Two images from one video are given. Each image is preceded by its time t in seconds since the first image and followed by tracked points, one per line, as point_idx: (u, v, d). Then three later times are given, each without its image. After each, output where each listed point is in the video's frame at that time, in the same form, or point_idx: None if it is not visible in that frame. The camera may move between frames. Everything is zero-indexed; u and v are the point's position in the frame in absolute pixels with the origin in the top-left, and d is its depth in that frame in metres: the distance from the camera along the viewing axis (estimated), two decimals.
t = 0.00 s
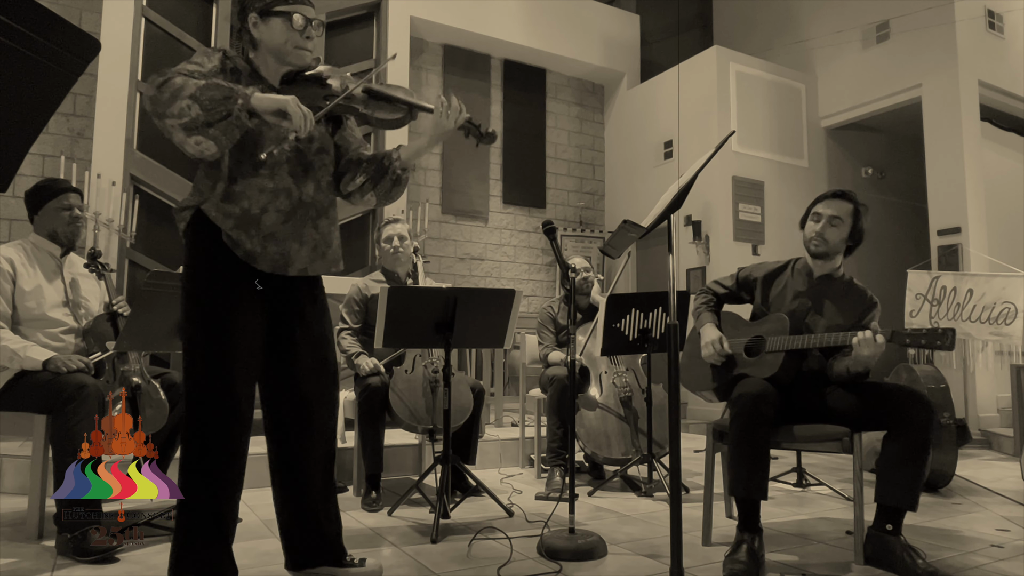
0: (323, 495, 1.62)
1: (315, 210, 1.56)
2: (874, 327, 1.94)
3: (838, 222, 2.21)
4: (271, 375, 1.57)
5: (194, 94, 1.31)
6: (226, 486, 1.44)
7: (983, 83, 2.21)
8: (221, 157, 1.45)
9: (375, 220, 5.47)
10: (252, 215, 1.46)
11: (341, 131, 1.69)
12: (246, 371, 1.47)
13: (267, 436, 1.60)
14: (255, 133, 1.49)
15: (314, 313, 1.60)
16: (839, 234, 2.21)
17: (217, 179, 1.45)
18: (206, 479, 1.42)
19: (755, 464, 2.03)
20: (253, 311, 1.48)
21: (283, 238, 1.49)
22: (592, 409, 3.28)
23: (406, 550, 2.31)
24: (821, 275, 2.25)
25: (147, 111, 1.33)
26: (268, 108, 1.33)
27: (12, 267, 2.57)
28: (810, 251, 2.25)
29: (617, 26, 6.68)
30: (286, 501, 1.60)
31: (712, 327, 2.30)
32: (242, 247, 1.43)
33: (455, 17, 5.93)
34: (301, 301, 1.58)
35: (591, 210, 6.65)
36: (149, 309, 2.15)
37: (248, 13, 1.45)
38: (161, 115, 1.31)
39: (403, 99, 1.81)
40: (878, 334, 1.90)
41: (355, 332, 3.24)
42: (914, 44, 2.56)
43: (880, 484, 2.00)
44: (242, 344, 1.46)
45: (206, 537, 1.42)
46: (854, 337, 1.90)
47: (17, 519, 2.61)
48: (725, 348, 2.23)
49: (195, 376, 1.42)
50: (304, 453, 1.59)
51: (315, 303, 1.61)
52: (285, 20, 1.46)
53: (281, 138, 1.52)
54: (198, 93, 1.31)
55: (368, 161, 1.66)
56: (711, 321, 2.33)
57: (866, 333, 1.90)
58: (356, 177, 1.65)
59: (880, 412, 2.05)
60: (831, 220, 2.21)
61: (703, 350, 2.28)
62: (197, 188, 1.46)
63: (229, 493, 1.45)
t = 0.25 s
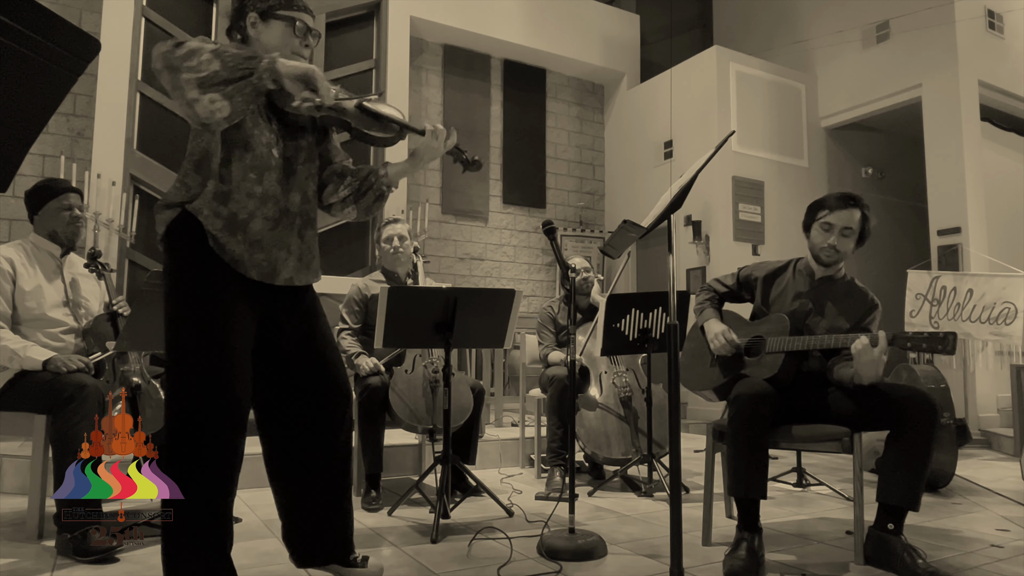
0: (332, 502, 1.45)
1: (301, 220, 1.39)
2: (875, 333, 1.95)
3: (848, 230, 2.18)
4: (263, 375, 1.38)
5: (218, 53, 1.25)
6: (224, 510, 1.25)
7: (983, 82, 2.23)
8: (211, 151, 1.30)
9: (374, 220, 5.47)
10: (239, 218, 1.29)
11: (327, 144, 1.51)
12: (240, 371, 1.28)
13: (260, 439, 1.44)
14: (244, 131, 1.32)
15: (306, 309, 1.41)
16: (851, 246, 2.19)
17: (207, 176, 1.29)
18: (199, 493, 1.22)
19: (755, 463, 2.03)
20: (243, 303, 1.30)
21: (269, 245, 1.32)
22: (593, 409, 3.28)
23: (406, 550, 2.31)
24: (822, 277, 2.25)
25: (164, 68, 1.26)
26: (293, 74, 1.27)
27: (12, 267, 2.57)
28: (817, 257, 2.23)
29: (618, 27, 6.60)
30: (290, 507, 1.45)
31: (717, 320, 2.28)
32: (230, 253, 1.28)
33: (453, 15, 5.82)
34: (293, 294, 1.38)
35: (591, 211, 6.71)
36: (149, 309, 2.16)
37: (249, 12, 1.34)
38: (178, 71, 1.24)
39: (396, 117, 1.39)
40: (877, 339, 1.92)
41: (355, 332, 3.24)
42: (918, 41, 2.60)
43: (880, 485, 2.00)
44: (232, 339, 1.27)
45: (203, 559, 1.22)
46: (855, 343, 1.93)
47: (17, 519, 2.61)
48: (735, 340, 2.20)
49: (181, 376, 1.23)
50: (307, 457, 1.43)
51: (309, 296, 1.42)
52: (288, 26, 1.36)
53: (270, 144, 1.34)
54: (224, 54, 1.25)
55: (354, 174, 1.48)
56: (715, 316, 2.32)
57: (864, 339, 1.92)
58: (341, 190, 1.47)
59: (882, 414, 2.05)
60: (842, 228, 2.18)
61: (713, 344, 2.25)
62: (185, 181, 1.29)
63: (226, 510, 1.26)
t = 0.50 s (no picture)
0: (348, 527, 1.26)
1: (295, 223, 1.26)
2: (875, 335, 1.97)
3: (849, 235, 2.17)
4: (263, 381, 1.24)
5: (284, 46, 1.20)
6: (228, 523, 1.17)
7: (983, 82, 2.36)
8: (215, 146, 1.18)
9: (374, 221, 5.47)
10: (234, 218, 1.18)
11: (317, 149, 1.39)
12: (238, 374, 1.15)
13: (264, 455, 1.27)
14: (247, 132, 1.22)
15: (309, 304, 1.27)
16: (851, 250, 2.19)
17: (209, 173, 1.18)
18: (198, 509, 1.13)
19: (754, 463, 2.04)
20: (238, 302, 1.17)
21: (264, 248, 1.20)
22: (593, 409, 3.28)
23: (406, 550, 2.31)
24: (822, 279, 2.22)
25: (224, 51, 1.16)
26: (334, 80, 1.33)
27: (12, 267, 2.57)
28: (816, 260, 2.22)
29: (616, 26, 6.70)
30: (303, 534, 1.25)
31: (714, 322, 2.30)
32: (217, 256, 1.15)
33: (455, 16, 5.84)
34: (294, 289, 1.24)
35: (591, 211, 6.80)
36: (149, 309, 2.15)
37: (247, 13, 1.24)
38: (245, 54, 1.16)
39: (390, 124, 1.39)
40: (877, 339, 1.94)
41: (355, 332, 3.24)
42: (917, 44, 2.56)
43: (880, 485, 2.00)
44: (226, 342, 1.14)
45: None
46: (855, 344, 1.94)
47: (17, 519, 2.61)
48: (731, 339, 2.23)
49: (172, 384, 1.12)
50: (316, 474, 1.25)
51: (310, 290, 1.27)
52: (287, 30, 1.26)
53: (268, 147, 1.24)
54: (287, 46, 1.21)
55: (346, 178, 1.38)
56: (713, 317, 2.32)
57: (865, 340, 1.94)
58: (334, 194, 1.36)
59: (883, 415, 2.05)
60: (842, 232, 2.17)
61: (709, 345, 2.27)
62: (185, 176, 1.17)
63: (228, 523, 1.16)
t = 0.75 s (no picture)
0: (339, 518, 1.32)
1: (306, 221, 1.26)
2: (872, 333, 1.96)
3: (844, 237, 2.16)
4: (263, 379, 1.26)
5: (296, 39, 1.23)
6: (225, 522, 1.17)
7: (984, 82, 2.32)
8: (229, 142, 1.19)
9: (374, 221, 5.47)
10: (247, 215, 1.19)
11: (325, 147, 1.37)
12: (241, 374, 1.17)
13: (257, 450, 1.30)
14: (257, 127, 1.22)
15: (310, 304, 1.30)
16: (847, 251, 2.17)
17: (223, 169, 1.18)
18: (200, 503, 1.14)
19: (753, 463, 2.04)
20: (243, 301, 1.18)
21: (275, 244, 1.21)
22: (593, 409, 3.28)
23: (406, 550, 2.31)
24: (819, 280, 2.24)
25: (236, 42, 1.20)
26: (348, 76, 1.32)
27: (12, 267, 2.58)
28: (813, 262, 2.22)
29: (617, 25, 6.61)
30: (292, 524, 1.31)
31: (712, 323, 2.31)
32: (226, 253, 1.16)
33: (455, 15, 5.82)
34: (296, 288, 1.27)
35: (591, 211, 6.78)
36: (148, 308, 2.15)
37: (258, 13, 1.26)
38: (258, 46, 1.20)
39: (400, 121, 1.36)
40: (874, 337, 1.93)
41: (355, 332, 3.23)
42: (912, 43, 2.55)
43: (881, 484, 2.00)
44: (232, 339, 1.16)
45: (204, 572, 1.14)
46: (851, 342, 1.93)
47: (17, 519, 2.61)
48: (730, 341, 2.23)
49: (178, 379, 1.13)
50: (312, 468, 1.30)
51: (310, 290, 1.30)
52: (300, 30, 1.29)
53: (279, 145, 1.23)
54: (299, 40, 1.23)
55: (355, 174, 1.37)
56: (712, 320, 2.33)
57: (862, 337, 1.93)
58: (344, 189, 1.35)
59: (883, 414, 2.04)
60: (837, 235, 2.17)
61: (708, 346, 2.28)
62: (197, 172, 1.18)
63: (227, 519, 1.17)
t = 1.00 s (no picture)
0: (337, 519, 1.34)
1: (327, 214, 1.31)
2: (869, 333, 1.96)
3: (839, 237, 2.18)
4: (272, 378, 1.30)
5: (310, 27, 1.26)
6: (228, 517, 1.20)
7: (984, 82, 2.23)
8: (248, 138, 1.22)
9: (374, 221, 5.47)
10: (268, 209, 1.23)
11: (343, 141, 1.40)
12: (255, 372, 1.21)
13: (260, 449, 1.33)
14: (276, 121, 1.27)
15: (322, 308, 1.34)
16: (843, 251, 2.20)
17: (244, 163, 1.22)
18: (208, 496, 1.17)
19: (752, 463, 2.04)
20: (259, 301, 1.22)
21: (296, 238, 1.26)
22: (592, 409, 3.29)
23: (406, 550, 2.31)
24: (815, 281, 2.28)
25: (248, 31, 1.22)
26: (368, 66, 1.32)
27: (12, 266, 2.58)
28: (810, 263, 2.25)
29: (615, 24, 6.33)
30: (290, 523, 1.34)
31: (712, 324, 2.32)
32: (250, 248, 1.20)
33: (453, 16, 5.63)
34: (308, 291, 1.32)
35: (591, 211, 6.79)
36: (148, 309, 2.15)
37: (274, 8, 1.29)
38: (270, 34, 1.23)
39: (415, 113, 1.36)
40: (871, 337, 1.93)
41: (355, 332, 3.24)
42: (911, 43, 2.43)
43: (880, 484, 2.01)
44: (249, 334, 1.20)
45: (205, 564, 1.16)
46: (848, 342, 1.93)
47: (17, 519, 2.61)
48: (730, 341, 2.24)
49: (195, 370, 1.17)
50: (313, 467, 1.33)
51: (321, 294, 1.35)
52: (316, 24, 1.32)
53: (298, 139, 1.28)
54: (314, 29, 1.27)
55: (372, 165, 1.38)
56: (710, 321, 2.33)
57: (859, 337, 1.92)
58: (361, 180, 1.36)
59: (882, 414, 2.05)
60: (833, 235, 2.18)
61: (707, 346, 2.29)
62: (217, 165, 1.22)
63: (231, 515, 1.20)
